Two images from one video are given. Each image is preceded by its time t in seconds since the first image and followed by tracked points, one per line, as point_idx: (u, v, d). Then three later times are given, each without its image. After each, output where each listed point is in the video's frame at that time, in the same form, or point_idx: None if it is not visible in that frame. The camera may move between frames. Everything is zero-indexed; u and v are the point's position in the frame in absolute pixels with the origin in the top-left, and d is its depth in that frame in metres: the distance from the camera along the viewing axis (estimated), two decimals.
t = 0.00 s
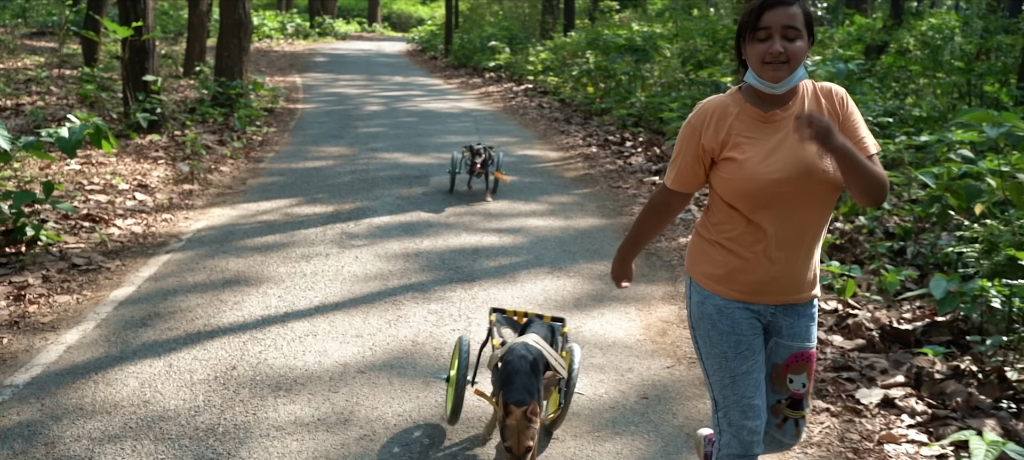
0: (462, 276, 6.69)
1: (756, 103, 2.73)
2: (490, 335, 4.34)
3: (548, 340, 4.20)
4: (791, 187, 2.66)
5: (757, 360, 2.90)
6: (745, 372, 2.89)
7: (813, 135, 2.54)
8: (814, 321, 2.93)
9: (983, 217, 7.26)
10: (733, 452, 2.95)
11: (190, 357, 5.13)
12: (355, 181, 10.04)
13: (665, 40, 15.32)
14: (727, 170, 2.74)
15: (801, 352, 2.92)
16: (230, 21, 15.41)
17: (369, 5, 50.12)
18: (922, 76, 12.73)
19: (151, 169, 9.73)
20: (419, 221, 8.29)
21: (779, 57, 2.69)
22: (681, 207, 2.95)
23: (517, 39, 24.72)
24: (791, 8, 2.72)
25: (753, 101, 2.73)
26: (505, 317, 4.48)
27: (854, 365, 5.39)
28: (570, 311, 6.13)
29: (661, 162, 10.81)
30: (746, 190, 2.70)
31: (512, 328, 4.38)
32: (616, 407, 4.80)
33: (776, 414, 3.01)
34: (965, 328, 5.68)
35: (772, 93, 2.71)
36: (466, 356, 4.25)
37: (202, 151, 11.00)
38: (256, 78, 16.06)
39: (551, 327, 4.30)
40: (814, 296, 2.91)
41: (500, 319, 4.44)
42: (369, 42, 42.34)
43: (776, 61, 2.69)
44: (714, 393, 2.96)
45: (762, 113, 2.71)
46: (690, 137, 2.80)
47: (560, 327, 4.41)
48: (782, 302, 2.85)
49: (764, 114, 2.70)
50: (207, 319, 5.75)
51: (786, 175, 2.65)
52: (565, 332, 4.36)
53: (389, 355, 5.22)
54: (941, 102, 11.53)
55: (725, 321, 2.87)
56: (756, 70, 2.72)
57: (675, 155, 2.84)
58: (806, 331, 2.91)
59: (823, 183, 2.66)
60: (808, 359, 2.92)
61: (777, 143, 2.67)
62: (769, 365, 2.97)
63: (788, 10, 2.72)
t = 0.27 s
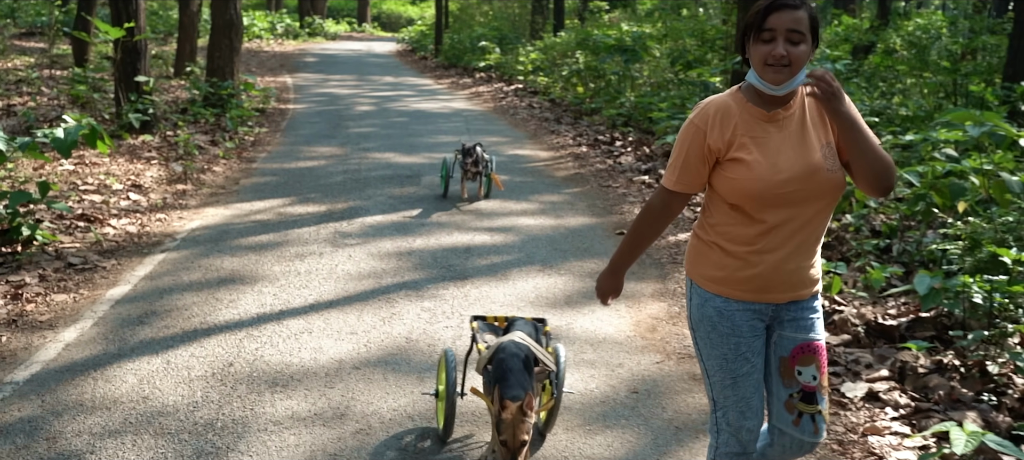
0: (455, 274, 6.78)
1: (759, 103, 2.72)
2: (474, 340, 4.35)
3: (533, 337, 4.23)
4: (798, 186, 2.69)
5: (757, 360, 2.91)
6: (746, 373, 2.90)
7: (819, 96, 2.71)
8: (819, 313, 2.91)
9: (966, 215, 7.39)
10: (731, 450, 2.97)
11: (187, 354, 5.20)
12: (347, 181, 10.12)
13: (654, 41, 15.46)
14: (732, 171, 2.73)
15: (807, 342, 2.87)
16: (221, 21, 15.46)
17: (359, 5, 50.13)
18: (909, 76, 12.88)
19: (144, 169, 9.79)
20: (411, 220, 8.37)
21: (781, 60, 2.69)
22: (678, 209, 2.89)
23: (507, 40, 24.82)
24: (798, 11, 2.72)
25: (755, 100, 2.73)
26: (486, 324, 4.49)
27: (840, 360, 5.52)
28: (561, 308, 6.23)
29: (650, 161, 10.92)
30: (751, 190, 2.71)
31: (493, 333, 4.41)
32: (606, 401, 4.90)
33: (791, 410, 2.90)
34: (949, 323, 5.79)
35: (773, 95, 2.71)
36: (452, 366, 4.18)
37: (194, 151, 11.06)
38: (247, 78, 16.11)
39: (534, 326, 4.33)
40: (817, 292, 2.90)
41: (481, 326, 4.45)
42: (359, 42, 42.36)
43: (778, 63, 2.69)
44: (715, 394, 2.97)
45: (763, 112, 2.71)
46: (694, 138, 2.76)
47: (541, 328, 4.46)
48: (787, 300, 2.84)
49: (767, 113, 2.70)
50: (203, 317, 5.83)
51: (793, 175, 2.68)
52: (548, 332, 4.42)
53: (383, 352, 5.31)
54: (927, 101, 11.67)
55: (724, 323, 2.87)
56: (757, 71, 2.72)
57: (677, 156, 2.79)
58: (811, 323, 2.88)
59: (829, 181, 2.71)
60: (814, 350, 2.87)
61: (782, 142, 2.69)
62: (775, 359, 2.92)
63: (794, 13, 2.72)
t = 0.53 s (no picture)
0: (447, 272, 6.87)
1: (758, 103, 2.77)
2: (459, 339, 4.36)
3: (516, 334, 4.30)
4: (797, 184, 2.74)
5: (754, 360, 2.91)
6: (743, 373, 2.91)
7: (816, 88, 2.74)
8: (820, 307, 2.91)
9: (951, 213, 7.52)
10: (724, 447, 2.98)
11: (183, 352, 5.27)
12: (339, 181, 10.17)
13: (643, 41, 15.57)
14: (732, 168, 2.75)
15: (808, 335, 2.85)
16: (212, 22, 15.50)
17: (349, 6, 50.11)
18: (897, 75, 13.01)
19: (136, 170, 9.83)
20: (402, 219, 8.44)
21: (780, 63, 2.74)
22: (676, 209, 2.88)
23: (497, 40, 24.90)
24: (801, 16, 2.76)
25: (754, 100, 2.78)
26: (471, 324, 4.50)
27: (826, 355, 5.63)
28: (551, 305, 6.32)
29: (639, 160, 11.01)
30: (750, 187, 2.74)
31: (477, 332, 4.44)
32: (596, 396, 5.00)
33: (796, 403, 2.85)
34: (933, 319, 5.92)
35: (772, 96, 2.76)
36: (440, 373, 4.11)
37: (186, 152, 11.10)
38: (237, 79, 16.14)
39: (515, 322, 4.40)
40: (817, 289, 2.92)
41: (466, 326, 4.45)
42: (349, 42, 42.35)
43: (777, 66, 2.74)
44: (711, 393, 2.98)
45: (763, 112, 2.76)
46: (695, 135, 2.75)
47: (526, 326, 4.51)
48: (786, 297, 2.84)
49: (766, 112, 2.76)
50: (198, 315, 5.89)
51: (792, 173, 2.73)
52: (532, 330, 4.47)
53: (377, 348, 5.40)
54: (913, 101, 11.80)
55: (721, 324, 2.87)
56: (756, 73, 2.76)
57: (676, 153, 2.77)
58: (811, 316, 2.87)
59: (826, 180, 2.78)
60: (815, 342, 2.85)
61: (780, 141, 2.75)
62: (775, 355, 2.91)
63: (797, 18, 2.76)
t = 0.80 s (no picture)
0: (436, 269, 6.97)
1: (755, 104, 2.81)
2: (444, 337, 4.49)
3: (498, 330, 4.38)
4: (792, 184, 2.77)
5: (747, 360, 2.95)
6: (736, 372, 2.95)
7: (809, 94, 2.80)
8: (819, 306, 2.92)
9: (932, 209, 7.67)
10: (714, 441, 3.04)
11: (177, 348, 5.35)
12: (328, 180, 10.24)
13: (630, 40, 15.69)
14: (729, 166, 2.77)
15: (805, 333, 2.86)
16: (200, 22, 15.53)
17: (335, 6, 50.07)
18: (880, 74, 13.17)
19: (126, 169, 9.87)
20: (392, 217, 8.53)
21: (778, 66, 2.78)
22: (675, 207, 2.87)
23: (484, 40, 24.99)
24: (801, 21, 2.80)
25: (751, 100, 2.82)
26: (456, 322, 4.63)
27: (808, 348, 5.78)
28: (540, 301, 6.43)
29: (626, 159, 11.13)
30: (746, 186, 2.76)
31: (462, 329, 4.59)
32: (584, 388, 5.10)
33: (793, 400, 2.87)
34: (913, 313, 6.07)
35: (768, 98, 2.79)
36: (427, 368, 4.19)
37: (176, 151, 11.15)
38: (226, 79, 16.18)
39: (497, 317, 4.48)
40: (817, 287, 2.93)
41: (450, 323, 4.61)
42: (336, 43, 42.33)
43: (775, 69, 2.78)
44: (703, 390, 3.02)
45: (759, 111, 2.80)
46: (695, 133, 2.77)
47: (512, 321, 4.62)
48: (780, 297, 2.86)
49: (762, 112, 2.80)
50: (191, 312, 5.97)
51: (787, 173, 2.76)
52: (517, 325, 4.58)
53: (368, 343, 5.48)
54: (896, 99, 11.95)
55: (715, 324, 2.91)
56: (755, 75, 2.80)
57: (675, 151, 2.78)
58: (808, 314, 2.88)
59: (819, 181, 2.83)
60: (812, 340, 2.86)
61: (775, 141, 2.79)
62: (772, 353, 2.92)
63: (797, 23, 2.79)
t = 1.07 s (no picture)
0: (432, 265, 7.06)
1: (761, 107, 2.77)
2: (438, 336, 4.56)
3: (490, 327, 4.45)
4: (793, 190, 2.76)
5: (746, 361, 2.97)
6: (734, 372, 2.98)
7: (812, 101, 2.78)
8: (822, 313, 2.91)
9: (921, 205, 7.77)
10: (708, 435, 3.09)
11: (177, 342, 5.43)
12: (324, 179, 10.34)
13: (623, 40, 15.80)
14: (734, 170, 2.75)
15: (806, 341, 2.87)
16: (196, 22, 15.59)
17: (330, 6, 50.16)
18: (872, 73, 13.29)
19: (124, 168, 9.95)
20: (388, 215, 8.63)
21: (785, 70, 2.74)
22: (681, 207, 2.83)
23: (479, 40, 25.10)
24: (811, 25, 2.76)
25: (756, 103, 2.78)
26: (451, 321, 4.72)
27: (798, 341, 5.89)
28: (534, 295, 6.53)
29: (620, 157, 11.24)
30: (749, 191, 2.74)
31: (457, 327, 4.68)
32: (577, 380, 5.20)
33: (791, 406, 2.93)
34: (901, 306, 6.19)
35: (774, 102, 2.76)
36: (422, 364, 4.24)
37: (173, 150, 11.23)
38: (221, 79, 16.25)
39: (490, 313, 4.57)
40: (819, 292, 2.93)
41: (445, 320, 4.69)
42: (331, 43, 42.43)
43: (782, 73, 2.74)
44: (700, 385, 3.07)
45: (764, 114, 2.76)
46: (701, 135, 2.73)
47: (507, 316, 4.69)
48: (781, 302, 2.86)
49: (767, 115, 2.76)
50: (190, 307, 6.05)
51: (789, 177, 2.75)
52: (512, 321, 4.64)
53: (365, 338, 5.58)
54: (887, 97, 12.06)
55: (715, 325, 2.91)
56: (762, 78, 2.76)
57: (681, 150, 2.74)
58: (811, 321, 2.88)
59: (821, 187, 2.81)
60: (812, 347, 2.87)
61: (780, 145, 2.76)
62: (773, 358, 2.93)
63: (807, 27, 2.76)
